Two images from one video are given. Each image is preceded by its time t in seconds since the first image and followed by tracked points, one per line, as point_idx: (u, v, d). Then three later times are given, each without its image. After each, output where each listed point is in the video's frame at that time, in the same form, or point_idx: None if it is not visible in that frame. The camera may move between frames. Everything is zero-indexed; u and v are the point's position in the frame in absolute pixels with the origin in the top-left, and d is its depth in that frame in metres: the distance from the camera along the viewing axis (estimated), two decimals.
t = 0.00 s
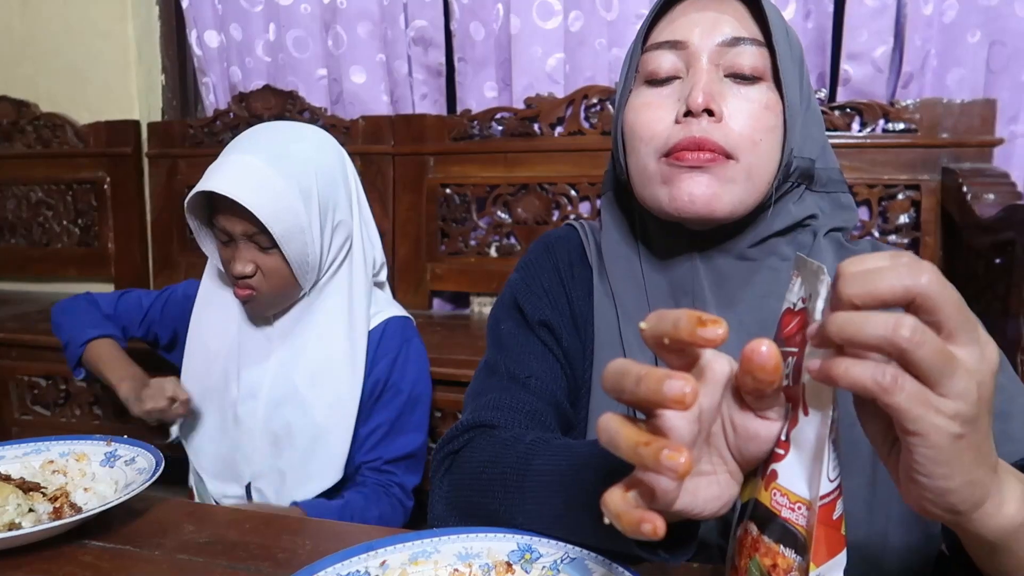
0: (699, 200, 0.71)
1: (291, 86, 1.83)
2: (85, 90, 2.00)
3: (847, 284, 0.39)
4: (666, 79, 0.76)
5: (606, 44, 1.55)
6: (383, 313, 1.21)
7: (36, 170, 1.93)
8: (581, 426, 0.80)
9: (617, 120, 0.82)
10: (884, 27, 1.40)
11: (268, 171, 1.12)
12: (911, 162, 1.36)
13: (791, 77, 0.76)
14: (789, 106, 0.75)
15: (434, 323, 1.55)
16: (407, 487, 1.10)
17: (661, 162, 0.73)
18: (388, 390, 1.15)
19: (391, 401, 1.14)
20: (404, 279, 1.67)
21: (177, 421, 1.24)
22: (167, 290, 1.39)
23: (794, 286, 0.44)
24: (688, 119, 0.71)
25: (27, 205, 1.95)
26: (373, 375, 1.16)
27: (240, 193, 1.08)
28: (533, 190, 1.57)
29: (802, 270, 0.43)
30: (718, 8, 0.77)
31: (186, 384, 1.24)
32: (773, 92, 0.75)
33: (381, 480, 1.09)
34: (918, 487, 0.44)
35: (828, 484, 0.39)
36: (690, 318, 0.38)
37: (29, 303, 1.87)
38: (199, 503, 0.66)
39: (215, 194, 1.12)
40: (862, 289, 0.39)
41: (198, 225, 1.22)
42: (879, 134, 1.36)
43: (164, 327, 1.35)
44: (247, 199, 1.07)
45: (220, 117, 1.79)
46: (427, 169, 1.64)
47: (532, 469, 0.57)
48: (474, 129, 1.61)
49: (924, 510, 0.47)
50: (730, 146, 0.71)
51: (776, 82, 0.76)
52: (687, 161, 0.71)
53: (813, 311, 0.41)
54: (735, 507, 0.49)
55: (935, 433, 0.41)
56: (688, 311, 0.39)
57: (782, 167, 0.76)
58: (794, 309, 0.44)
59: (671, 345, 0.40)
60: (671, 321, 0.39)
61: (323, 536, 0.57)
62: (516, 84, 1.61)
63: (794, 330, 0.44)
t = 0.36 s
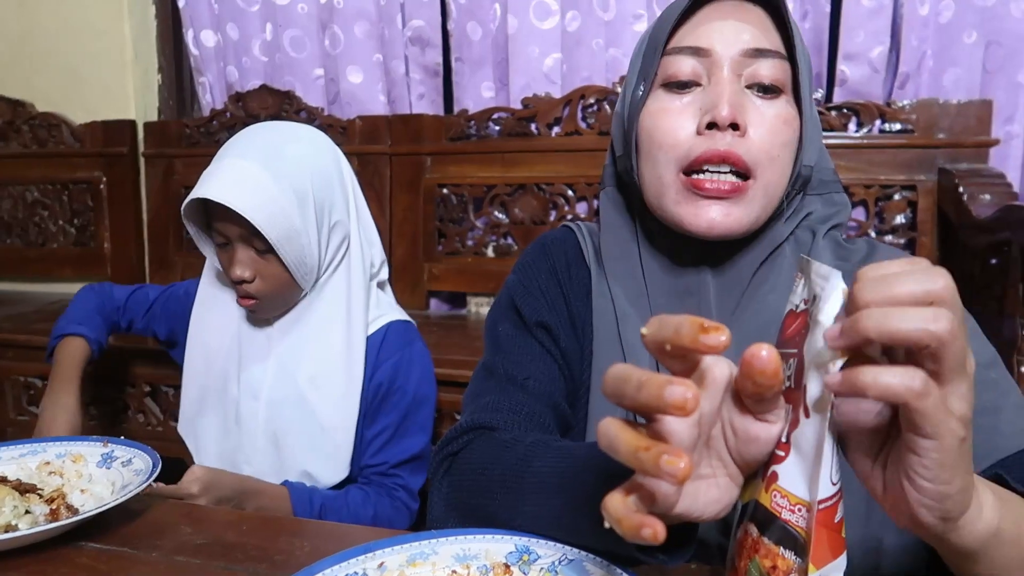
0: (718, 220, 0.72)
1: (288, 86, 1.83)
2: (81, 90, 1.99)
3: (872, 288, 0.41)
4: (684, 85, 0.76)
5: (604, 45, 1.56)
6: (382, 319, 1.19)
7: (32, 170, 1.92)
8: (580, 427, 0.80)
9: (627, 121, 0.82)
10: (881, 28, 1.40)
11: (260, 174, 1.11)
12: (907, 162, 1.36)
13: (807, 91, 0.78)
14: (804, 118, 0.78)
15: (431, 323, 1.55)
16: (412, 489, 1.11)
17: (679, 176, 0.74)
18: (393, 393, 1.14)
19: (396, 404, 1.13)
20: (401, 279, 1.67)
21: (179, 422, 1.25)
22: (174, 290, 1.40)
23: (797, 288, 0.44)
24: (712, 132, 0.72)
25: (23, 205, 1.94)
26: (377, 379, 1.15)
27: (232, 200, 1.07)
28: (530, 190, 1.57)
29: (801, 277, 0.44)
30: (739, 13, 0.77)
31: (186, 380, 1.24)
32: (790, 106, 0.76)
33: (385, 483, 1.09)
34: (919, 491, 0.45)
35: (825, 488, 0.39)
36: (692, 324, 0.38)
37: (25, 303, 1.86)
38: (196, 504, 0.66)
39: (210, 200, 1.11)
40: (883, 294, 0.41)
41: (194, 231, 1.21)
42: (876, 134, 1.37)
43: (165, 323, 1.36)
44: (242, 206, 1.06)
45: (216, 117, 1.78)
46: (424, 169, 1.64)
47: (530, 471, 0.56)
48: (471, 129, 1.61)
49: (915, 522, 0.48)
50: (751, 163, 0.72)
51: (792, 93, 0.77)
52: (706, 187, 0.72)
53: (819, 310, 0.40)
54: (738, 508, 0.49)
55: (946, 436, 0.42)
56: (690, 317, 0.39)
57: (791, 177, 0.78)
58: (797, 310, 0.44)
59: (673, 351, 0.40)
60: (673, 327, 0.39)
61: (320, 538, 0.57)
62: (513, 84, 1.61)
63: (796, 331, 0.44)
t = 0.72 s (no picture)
0: (727, 221, 0.73)
1: (280, 86, 1.82)
2: (72, 90, 1.99)
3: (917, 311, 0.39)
4: (705, 78, 0.75)
5: (597, 45, 1.55)
6: (374, 321, 1.19)
7: (23, 170, 1.92)
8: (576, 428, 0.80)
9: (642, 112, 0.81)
10: (873, 28, 1.40)
11: (243, 178, 1.11)
12: (899, 162, 1.37)
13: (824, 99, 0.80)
14: (821, 138, 0.81)
15: (425, 323, 1.55)
16: (410, 491, 1.10)
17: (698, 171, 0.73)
18: (387, 396, 1.14)
19: (390, 408, 1.13)
20: (395, 280, 1.67)
21: (172, 424, 1.25)
22: (163, 296, 1.38)
23: (802, 286, 0.44)
24: (733, 128, 0.72)
25: (14, 205, 1.93)
26: (371, 382, 1.15)
27: (211, 205, 1.07)
28: (523, 190, 1.57)
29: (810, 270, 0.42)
30: (765, 12, 0.77)
31: (179, 384, 1.24)
32: (808, 109, 0.76)
33: (382, 486, 1.09)
34: (929, 518, 0.45)
35: (828, 483, 0.39)
36: (691, 330, 0.38)
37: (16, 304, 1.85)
38: (189, 505, 0.66)
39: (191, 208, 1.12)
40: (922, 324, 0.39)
41: (178, 236, 1.21)
42: (868, 134, 1.37)
43: (156, 330, 1.34)
44: (226, 215, 1.06)
45: (208, 117, 1.78)
46: (417, 169, 1.64)
47: (525, 471, 0.56)
48: (465, 129, 1.61)
49: (921, 544, 0.48)
50: (768, 163, 0.72)
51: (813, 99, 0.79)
52: (725, 182, 0.72)
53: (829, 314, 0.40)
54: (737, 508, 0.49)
55: (958, 469, 0.42)
56: (689, 323, 0.39)
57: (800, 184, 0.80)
58: (805, 309, 0.44)
59: (672, 357, 0.40)
60: (672, 332, 0.39)
61: (313, 538, 0.57)
62: (506, 84, 1.61)
63: (803, 329, 0.43)
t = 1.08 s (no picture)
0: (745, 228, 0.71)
1: (277, 85, 1.82)
2: (70, 90, 1.98)
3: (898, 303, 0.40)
4: (740, 79, 0.74)
5: (594, 44, 1.56)
6: (373, 321, 1.19)
7: (20, 170, 1.91)
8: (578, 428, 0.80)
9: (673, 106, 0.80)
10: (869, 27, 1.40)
11: (229, 183, 1.10)
12: (896, 161, 1.37)
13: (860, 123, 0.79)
14: (852, 155, 0.80)
15: (422, 323, 1.55)
16: (413, 489, 1.10)
17: (719, 174, 0.72)
18: (387, 394, 1.14)
19: (391, 406, 1.14)
20: (392, 279, 1.67)
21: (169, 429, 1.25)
22: (147, 310, 1.38)
23: (778, 282, 0.43)
24: (762, 134, 0.70)
25: (11, 205, 1.93)
26: (371, 381, 1.15)
27: (201, 213, 1.06)
28: (521, 190, 1.58)
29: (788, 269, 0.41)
30: (813, 19, 0.75)
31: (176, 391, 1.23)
32: (842, 125, 0.74)
33: (385, 484, 1.09)
34: (910, 494, 0.45)
35: (821, 479, 0.39)
36: (680, 360, 0.38)
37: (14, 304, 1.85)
38: (185, 504, 0.66)
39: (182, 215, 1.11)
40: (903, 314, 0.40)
41: (172, 243, 1.21)
42: (864, 134, 1.38)
43: (149, 346, 1.35)
44: (211, 217, 1.06)
45: (205, 117, 1.78)
46: (415, 169, 1.64)
47: (519, 471, 0.57)
48: (462, 128, 1.61)
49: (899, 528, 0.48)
50: (795, 174, 0.70)
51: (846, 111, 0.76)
52: (747, 183, 0.71)
53: (809, 308, 0.39)
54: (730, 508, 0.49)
55: (943, 447, 0.43)
56: (675, 351, 0.39)
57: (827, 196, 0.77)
58: (784, 304, 0.42)
59: (661, 385, 0.40)
60: (659, 361, 0.39)
61: (310, 537, 0.57)
62: (503, 83, 1.61)
63: (783, 328, 0.42)
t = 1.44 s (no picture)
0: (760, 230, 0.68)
1: (272, 83, 1.82)
2: (63, 88, 1.98)
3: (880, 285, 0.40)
4: (769, 75, 0.72)
5: (589, 42, 1.56)
6: (367, 321, 1.18)
7: (13, 168, 1.91)
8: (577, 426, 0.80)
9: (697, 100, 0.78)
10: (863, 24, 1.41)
11: (223, 183, 1.10)
12: (890, 159, 1.37)
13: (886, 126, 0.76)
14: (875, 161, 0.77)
15: (417, 320, 1.55)
16: (406, 490, 1.09)
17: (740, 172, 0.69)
18: (381, 394, 1.14)
19: (385, 405, 1.13)
20: (387, 277, 1.67)
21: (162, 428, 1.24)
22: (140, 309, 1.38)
23: (776, 276, 0.42)
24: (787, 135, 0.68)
25: (4, 203, 1.92)
26: (365, 382, 1.15)
27: (195, 214, 1.06)
28: (515, 187, 1.57)
29: (785, 261, 0.41)
30: (851, 20, 0.72)
31: (168, 386, 1.23)
32: (869, 130, 0.71)
33: (377, 484, 1.08)
34: (924, 480, 0.45)
35: (817, 472, 0.38)
36: (676, 349, 0.38)
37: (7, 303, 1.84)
38: (177, 501, 0.66)
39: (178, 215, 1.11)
40: (888, 295, 0.40)
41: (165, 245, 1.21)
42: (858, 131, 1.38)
43: (144, 345, 1.34)
44: (205, 217, 1.06)
45: (199, 115, 1.77)
46: (409, 166, 1.63)
47: (513, 466, 0.57)
48: (457, 126, 1.61)
49: (919, 515, 0.48)
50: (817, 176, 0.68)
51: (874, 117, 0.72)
52: (764, 189, 0.68)
53: (807, 302, 0.40)
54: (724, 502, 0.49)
55: (948, 427, 0.43)
56: (672, 341, 0.39)
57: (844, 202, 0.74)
58: (783, 298, 0.42)
59: (656, 374, 0.40)
60: (656, 351, 0.39)
61: (302, 533, 0.57)
62: (498, 81, 1.61)
63: (780, 320, 0.42)
